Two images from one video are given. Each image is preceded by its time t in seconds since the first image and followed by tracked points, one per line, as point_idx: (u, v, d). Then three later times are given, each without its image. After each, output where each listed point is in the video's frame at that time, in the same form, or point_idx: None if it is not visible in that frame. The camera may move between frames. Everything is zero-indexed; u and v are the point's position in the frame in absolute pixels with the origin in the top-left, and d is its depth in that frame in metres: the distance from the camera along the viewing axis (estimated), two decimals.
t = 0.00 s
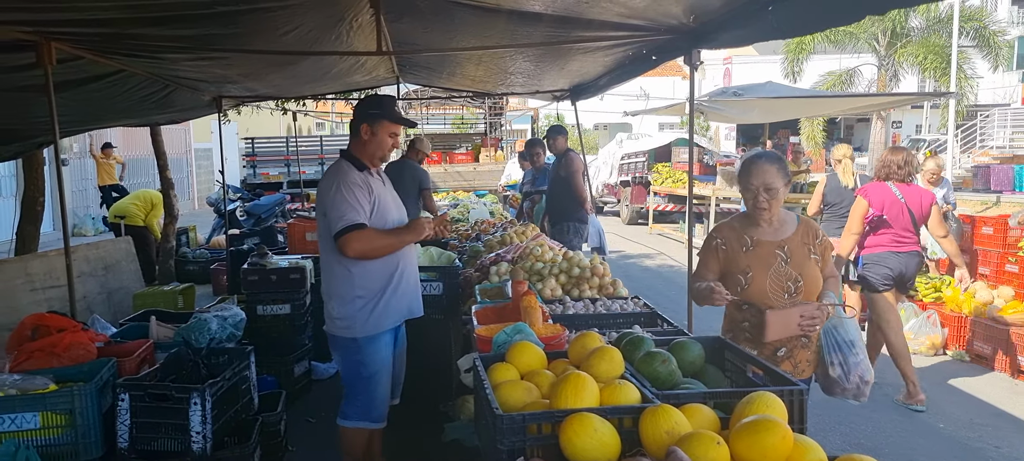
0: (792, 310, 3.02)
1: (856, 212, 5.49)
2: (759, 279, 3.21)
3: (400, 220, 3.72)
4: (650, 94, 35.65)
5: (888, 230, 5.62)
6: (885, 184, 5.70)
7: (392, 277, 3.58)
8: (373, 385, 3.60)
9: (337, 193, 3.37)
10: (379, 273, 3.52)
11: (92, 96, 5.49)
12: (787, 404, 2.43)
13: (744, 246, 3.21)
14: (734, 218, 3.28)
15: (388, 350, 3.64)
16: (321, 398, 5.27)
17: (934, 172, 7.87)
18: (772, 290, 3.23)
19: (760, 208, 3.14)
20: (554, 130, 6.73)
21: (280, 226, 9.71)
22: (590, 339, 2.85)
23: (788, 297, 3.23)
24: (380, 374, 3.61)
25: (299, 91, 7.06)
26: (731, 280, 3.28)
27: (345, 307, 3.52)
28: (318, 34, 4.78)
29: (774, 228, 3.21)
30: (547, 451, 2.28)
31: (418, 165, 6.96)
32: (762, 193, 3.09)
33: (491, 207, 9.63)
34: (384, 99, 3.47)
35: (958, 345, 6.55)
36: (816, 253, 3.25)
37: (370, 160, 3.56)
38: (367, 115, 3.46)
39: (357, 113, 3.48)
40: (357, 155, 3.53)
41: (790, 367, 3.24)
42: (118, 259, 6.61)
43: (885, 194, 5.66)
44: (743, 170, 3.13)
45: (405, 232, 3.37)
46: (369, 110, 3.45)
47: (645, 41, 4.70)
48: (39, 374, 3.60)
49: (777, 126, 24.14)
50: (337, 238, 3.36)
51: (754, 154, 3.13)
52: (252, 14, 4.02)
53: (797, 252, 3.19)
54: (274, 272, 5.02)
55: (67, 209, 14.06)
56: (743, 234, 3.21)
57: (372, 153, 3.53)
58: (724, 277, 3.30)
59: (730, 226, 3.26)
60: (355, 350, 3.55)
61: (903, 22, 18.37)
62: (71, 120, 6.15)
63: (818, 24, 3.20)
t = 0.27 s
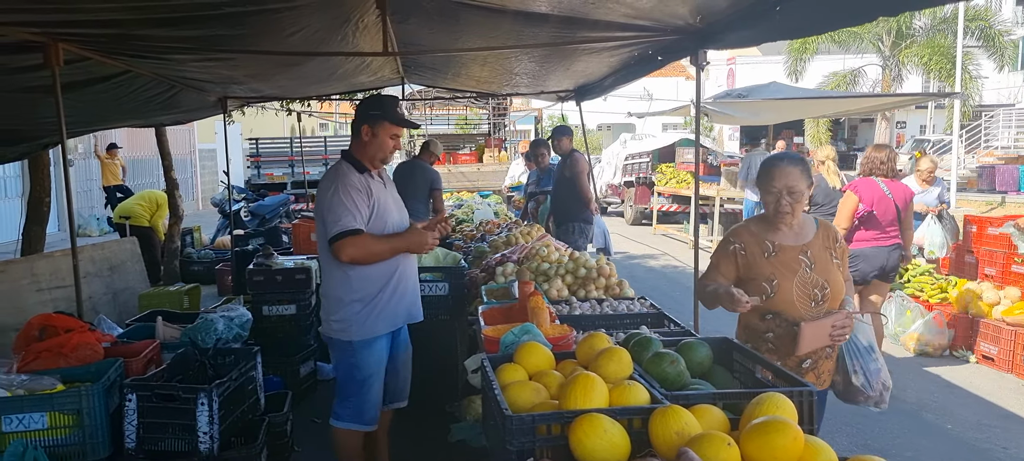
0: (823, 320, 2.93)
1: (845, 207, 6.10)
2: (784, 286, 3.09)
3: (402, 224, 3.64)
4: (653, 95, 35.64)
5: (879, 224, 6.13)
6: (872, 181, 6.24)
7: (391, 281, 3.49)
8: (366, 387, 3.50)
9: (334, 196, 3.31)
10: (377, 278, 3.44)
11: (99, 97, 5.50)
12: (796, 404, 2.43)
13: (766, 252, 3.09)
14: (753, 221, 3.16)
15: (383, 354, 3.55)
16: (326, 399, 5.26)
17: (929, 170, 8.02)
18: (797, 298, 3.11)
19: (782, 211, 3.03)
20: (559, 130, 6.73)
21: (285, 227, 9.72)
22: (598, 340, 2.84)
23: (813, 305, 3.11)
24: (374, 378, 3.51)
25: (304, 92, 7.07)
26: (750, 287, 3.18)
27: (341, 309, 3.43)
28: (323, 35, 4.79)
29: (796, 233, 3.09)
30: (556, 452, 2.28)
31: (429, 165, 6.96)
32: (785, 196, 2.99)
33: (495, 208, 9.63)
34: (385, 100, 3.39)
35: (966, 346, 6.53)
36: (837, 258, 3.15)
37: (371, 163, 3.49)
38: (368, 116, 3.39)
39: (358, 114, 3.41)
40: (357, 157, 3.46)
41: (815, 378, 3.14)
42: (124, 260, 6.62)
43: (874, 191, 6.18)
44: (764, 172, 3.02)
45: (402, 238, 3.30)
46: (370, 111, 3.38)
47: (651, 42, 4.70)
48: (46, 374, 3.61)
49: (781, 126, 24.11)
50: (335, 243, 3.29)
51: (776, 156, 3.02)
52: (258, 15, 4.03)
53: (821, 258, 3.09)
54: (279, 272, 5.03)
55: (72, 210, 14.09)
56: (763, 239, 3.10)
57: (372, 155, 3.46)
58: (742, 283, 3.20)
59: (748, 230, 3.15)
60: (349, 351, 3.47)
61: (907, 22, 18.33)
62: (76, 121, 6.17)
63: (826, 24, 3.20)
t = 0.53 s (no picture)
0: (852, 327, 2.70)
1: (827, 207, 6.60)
2: (810, 293, 2.93)
3: (402, 229, 3.59)
4: (656, 96, 35.61)
5: (857, 225, 6.72)
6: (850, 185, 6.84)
7: (392, 288, 3.44)
8: (365, 394, 3.43)
9: (337, 203, 3.24)
10: (380, 285, 3.39)
11: (105, 98, 5.52)
12: (805, 406, 2.43)
13: (792, 256, 2.95)
14: (777, 225, 3.03)
15: (384, 361, 3.49)
16: (331, 401, 5.26)
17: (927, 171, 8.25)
18: (826, 308, 2.95)
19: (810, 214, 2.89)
20: (564, 131, 6.73)
21: (289, 228, 9.73)
22: (606, 342, 2.83)
23: (842, 314, 2.95)
24: (373, 384, 3.44)
25: (309, 93, 7.08)
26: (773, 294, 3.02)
27: (342, 316, 3.37)
28: (329, 36, 4.79)
29: (822, 238, 2.96)
30: (565, 454, 2.28)
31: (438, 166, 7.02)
32: (818, 198, 2.84)
33: (500, 209, 9.62)
34: (386, 103, 3.31)
35: (970, 348, 6.50)
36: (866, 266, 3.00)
37: (371, 168, 3.42)
38: (368, 120, 3.32)
39: (358, 119, 3.33)
40: (357, 162, 3.38)
41: (843, 393, 2.94)
42: (129, 260, 6.63)
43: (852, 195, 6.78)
44: (794, 172, 2.89)
45: (405, 242, 3.29)
46: (370, 115, 3.30)
47: (656, 43, 4.70)
48: (54, 375, 3.62)
49: (785, 127, 24.07)
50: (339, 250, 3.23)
51: (807, 156, 2.91)
52: (265, 16, 4.04)
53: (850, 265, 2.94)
54: (285, 273, 5.07)
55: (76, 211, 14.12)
56: (789, 244, 2.96)
57: (373, 161, 3.40)
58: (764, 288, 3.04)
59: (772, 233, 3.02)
60: (350, 359, 3.41)
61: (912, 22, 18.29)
62: (83, 122, 6.19)
63: (834, 25, 3.19)
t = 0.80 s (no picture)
0: (877, 337, 2.55)
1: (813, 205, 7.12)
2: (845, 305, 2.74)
3: (408, 232, 3.58)
4: (660, 96, 35.61)
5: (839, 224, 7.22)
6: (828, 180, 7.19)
7: (399, 292, 3.45)
8: (375, 397, 3.44)
9: (337, 203, 3.25)
10: (386, 289, 3.40)
11: (111, 98, 5.53)
12: (814, 407, 2.43)
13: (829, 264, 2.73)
14: (808, 231, 2.81)
15: (393, 364, 3.50)
16: (337, 401, 5.26)
17: (930, 170, 8.24)
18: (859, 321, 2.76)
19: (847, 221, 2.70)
20: (569, 132, 6.73)
21: (293, 228, 9.75)
22: (614, 342, 2.84)
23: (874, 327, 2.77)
24: (383, 388, 3.46)
25: (314, 94, 7.09)
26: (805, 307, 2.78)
27: (349, 320, 3.37)
28: (335, 37, 4.80)
29: (855, 247, 2.77)
30: (574, 454, 2.29)
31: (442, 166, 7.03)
32: (860, 202, 2.65)
33: (504, 210, 9.63)
34: (392, 104, 3.31)
35: (975, 348, 6.51)
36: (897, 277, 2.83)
37: (378, 169, 3.42)
38: (374, 121, 3.32)
39: (364, 119, 3.34)
40: (362, 163, 3.39)
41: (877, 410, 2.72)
42: (134, 260, 6.64)
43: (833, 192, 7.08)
44: (835, 174, 2.67)
45: (404, 248, 3.24)
46: (376, 115, 3.30)
47: (662, 43, 4.70)
48: (62, 375, 3.63)
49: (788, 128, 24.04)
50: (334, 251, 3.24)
51: (846, 158, 2.71)
52: (272, 17, 4.05)
53: (884, 276, 2.77)
54: (290, 273, 5.05)
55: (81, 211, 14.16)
56: (823, 252, 2.74)
57: (378, 162, 3.40)
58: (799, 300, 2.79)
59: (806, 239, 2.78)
60: (360, 363, 3.41)
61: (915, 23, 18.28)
62: (89, 123, 6.21)
63: (841, 27, 3.20)
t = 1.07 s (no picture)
0: (944, 357, 2.32)
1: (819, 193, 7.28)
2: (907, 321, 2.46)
3: (412, 232, 3.56)
4: (662, 96, 35.61)
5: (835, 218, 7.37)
6: (831, 183, 7.08)
7: (405, 293, 3.45)
8: (383, 398, 3.45)
9: (339, 202, 3.25)
10: (391, 289, 3.40)
11: (115, 100, 5.54)
12: (819, 405, 2.43)
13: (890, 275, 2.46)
14: (862, 239, 2.52)
15: (400, 364, 3.51)
16: (341, 401, 5.27)
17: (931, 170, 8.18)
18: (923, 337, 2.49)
19: (909, 227, 2.42)
20: (572, 131, 6.73)
21: (296, 228, 9.76)
22: (619, 341, 2.84)
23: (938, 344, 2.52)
24: (391, 388, 3.46)
25: (317, 94, 7.10)
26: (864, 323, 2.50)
27: (355, 321, 3.38)
28: (338, 37, 4.81)
29: (915, 256, 2.49)
30: (580, 453, 2.29)
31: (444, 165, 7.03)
32: (927, 202, 2.38)
33: (507, 209, 9.63)
34: (395, 104, 3.31)
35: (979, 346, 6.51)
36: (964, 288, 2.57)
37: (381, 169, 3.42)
38: (378, 120, 3.32)
39: (367, 119, 3.35)
40: (365, 163, 3.40)
41: (945, 438, 2.48)
42: (138, 261, 6.66)
43: (833, 198, 7.06)
44: (897, 171, 2.40)
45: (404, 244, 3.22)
46: (380, 115, 3.31)
47: (665, 43, 4.70)
48: (68, 376, 3.63)
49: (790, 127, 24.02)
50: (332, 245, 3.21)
51: (906, 154, 2.44)
52: (276, 18, 4.06)
53: (949, 287, 2.51)
54: (294, 274, 5.07)
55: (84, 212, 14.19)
56: (881, 261, 2.46)
57: (382, 161, 3.40)
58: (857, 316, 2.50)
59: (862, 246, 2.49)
60: (367, 364, 3.41)
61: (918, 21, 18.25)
62: (93, 124, 6.22)
63: (845, 25, 3.20)
